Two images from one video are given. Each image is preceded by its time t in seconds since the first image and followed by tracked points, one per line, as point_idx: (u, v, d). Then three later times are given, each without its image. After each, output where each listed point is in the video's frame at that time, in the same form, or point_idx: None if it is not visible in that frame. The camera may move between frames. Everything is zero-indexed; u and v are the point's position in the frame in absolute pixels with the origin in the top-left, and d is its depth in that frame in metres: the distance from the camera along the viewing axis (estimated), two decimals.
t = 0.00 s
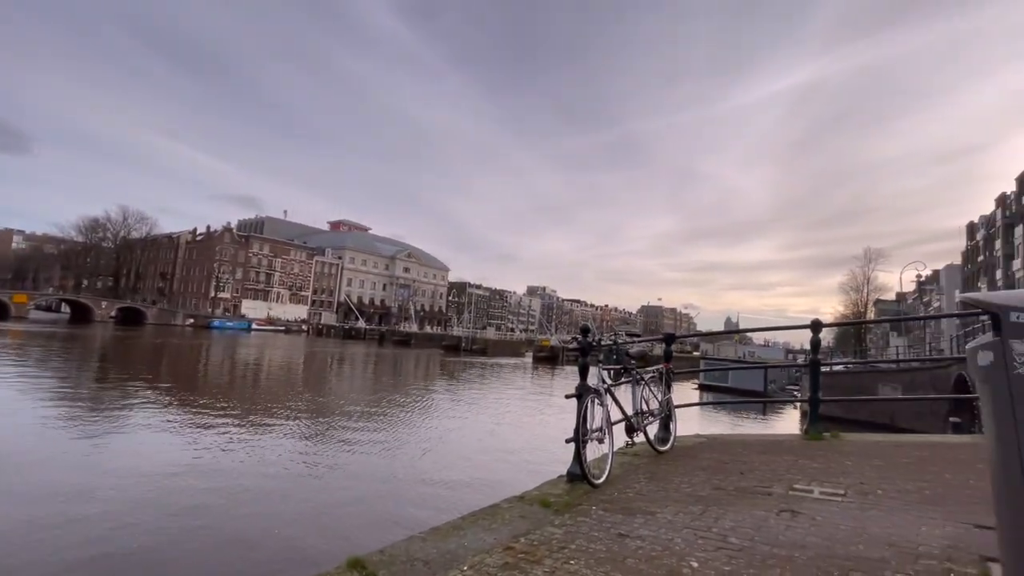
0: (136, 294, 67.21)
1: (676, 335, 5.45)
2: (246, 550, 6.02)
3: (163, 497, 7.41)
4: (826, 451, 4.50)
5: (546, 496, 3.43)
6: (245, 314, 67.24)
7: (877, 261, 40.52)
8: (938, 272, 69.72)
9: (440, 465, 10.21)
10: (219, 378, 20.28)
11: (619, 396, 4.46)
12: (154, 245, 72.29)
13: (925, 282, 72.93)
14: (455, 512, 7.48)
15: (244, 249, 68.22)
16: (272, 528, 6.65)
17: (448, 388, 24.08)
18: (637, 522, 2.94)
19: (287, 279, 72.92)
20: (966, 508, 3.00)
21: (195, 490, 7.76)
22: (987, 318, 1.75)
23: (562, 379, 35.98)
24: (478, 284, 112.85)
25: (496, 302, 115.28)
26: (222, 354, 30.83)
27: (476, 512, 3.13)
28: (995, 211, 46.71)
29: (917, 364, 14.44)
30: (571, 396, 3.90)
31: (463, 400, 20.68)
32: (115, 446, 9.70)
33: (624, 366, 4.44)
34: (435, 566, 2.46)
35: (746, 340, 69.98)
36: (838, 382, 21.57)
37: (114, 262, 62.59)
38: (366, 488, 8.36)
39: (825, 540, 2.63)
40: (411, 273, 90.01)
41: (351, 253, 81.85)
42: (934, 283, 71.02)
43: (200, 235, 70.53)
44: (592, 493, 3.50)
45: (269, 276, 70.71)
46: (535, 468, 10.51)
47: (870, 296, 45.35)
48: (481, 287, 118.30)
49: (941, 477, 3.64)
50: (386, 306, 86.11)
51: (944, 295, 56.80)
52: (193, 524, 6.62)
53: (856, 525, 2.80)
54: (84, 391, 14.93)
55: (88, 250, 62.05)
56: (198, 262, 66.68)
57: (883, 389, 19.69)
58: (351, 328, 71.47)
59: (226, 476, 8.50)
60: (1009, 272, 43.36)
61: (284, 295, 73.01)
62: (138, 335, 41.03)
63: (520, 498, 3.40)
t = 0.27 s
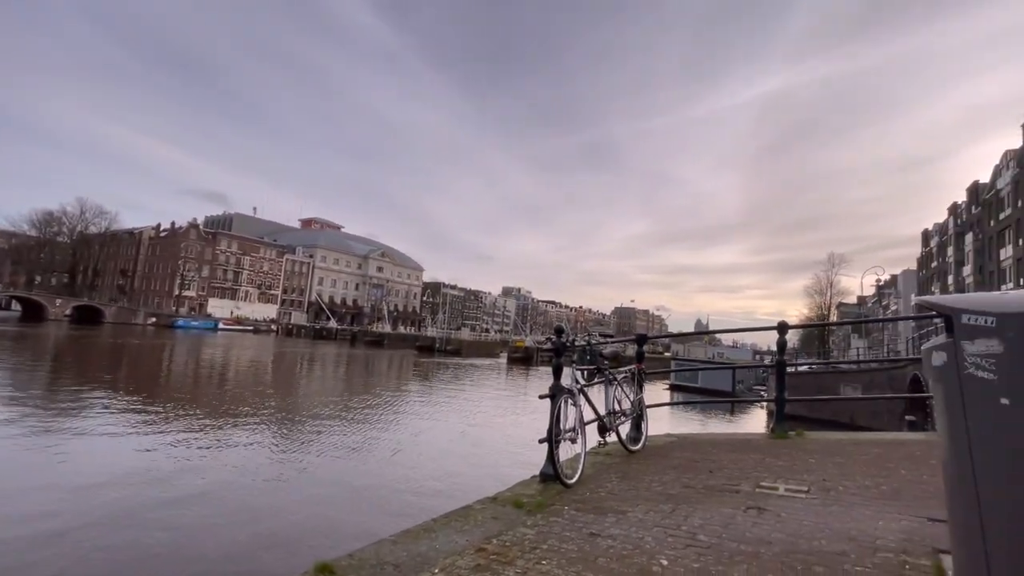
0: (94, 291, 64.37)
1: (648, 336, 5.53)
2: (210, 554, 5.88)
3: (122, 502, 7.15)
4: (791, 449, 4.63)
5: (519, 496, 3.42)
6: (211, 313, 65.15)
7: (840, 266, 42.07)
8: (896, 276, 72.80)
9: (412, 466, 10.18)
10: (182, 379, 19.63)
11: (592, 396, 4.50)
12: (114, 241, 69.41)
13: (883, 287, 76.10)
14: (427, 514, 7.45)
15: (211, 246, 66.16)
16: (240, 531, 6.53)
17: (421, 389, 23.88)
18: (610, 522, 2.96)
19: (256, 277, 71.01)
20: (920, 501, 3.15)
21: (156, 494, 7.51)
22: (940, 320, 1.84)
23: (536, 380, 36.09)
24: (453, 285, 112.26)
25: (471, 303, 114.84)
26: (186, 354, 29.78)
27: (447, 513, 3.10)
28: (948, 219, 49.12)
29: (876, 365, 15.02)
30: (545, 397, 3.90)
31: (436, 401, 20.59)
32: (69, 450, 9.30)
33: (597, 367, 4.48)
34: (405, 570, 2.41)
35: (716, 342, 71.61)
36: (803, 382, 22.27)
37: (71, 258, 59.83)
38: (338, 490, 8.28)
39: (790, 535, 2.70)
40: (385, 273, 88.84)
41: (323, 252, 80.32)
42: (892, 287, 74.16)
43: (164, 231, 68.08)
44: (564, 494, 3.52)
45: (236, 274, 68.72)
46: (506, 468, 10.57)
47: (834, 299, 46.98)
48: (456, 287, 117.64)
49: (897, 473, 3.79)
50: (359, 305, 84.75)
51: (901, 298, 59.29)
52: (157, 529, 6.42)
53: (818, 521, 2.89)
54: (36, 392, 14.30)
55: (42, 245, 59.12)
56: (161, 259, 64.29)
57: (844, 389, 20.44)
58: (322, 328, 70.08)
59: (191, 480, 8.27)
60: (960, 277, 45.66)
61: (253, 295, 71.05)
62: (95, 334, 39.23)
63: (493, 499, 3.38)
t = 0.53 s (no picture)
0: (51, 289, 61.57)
1: (624, 337, 5.58)
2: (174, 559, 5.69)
3: (79, 507, 6.87)
4: (761, 448, 4.75)
5: (495, 497, 3.41)
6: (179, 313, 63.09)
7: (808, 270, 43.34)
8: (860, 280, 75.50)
9: (386, 469, 10.05)
10: (145, 380, 18.92)
11: (569, 396, 4.52)
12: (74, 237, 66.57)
13: (848, 290, 78.81)
14: (401, 516, 7.36)
15: (179, 243, 64.10)
16: (205, 536, 6.34)
17: (396, 390, 23.58)
18: (585, 521, 2.98)
19: (226, 276, 69.07)
20: (881, 496, 3.26)
21: (116, 499, 7.22)
22: (901, 322, 1.91)
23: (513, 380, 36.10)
24: (430, 285, 111.39)
25: (448, 304, 114.19)
26: (151, 354, 28.73)
27: (423, 515, 3.07)
28: (909, 225, 51.19)
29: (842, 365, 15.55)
30: (522, 397, 3.91)
31: (412, 402, 20.42)
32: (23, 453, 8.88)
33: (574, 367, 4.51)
34: (378, 574, 2.37)
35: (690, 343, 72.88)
36: (772, 382, 22.87)
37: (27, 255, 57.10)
38: (309, 493, 8.12)
39: (760, 532, 2.77)
40: (360, 272, 87.60)
41: (296, 251, 78.73)
42: (856, 290, 76.86)
43: (128, 228, 65.66)
44: (540, 494, 3.52)
45: (205, 272, 66.71)
46: (481, 470, 10.54)
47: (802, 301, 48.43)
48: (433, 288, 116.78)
49: (860, 469, 3.93)
50: (333, 306, 83.35)
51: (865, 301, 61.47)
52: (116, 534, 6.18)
53: (787, 517, 2.97)
54: None
55: None
56: (125, 257, 61.94)
57: (811, 389, 21.10)
58: (295, 328, 68.66)
59: (154, 483, 7.99)
60: (919, 281, 47.64)
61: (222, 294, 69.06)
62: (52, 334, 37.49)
63: (469, 500, 3.36)
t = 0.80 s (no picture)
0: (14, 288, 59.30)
1: (604, 338, 5.62)
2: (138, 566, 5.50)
3: (38, 512, 6.60)
4: (736, 447, 4.85)
5: (473, 499, 3.39)
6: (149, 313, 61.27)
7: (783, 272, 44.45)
8: (832, 282, 77.64)
9: (363, 472, 9.90)
10: (112, 382, 18.32)
11: (548, 397, 4.54)
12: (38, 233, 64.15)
13: (821, 292, 80.89)
14: (379, 521, 7.24)
15: (149, 241, 62.21)
16: (173, 542, 6.14)
17: (375, 392, 23.34)
18: (563, 521, 2.99)
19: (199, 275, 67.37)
20: (850, 493, 3.36)
21: (78, 505, 6.96)
22: (868, 324, 1.96)
23: (494, 381, 36.02)
24: (410, 285, 110.42)
25: (428, 304, 113.45)
26: (119, 356, 27.84)
27: (400, 518, 3.04)
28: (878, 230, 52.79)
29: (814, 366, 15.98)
30: (502, 397, 3.91)
31: (391, 404, 20.20)
32: None
33: (553, 368, 4.54)
34: None
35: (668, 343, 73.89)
36: (747, 382, 23.32)
37: None
38: (283, 498, 7.95)
39: (734, 529, 2.82)
40: (339, 272, 86.41)
41: (272, 250, 77.21)
42: (828, 292, 78.90)
43: (96, 224, 63.48)
44: (520, 494, 3.53)
45: (177, 271, 64.89)
46: (460, 473, 10.46)
47: (776, 303, 49.58)
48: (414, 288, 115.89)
49: (831, 467, 4.04)
50: (310, 306, 81.99)
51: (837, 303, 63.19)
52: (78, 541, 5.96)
53: (759, 514, 3.04)
54: None
55: None
56: (92, 254, 59.85)
57: (784, 389, 21.61)
58: (271, 328, 67.35)
59: (120, 488, 7.72)
60: (887, 284, 49.17)
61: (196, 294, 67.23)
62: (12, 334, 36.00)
63: (448, 502, 3.34)
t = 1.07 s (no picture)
0: None
1: (589, 338, 5.65)
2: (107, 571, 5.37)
3: (10, 517, 6.44)
4: (718, 446, 4.92)
5: (458, 501, 3.37)
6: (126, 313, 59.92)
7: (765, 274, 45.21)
8: (812, 284, 79.21)
9: (343, 475, 9.77)
10: (87, 384, 17.87)
11: (534, 398, 4.55)
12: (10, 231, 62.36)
13: (801, 293, 82.39)
14: (362, 523, 7.19)
15: (127, 240, 60.80)
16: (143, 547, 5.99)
17: (359, 393, 23.16)
18: (547, 522, 3.00)
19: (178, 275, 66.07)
20: (828, 490, 3.43)
21: (46, 510, 6.76)
22: (846, 325, 2.00)
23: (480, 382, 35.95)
24: (395, 285, 109.63)
25: (413, 304, 112.80)
26: (95, 357, 27.20)
27: (384, 520, 3.01)
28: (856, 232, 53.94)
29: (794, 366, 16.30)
30: (487, 399, 3.90)
31: (376, 405, 20.05)
32: None
33: (539, 369, 4.54)
34: None
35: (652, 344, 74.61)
36: (730, 383, 23.62)
37: None
38: (260, 502, 7.82)
39: (715, 528, 2.86)
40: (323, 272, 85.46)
41: (255, 249, 76.05)
42: (808, 294, 80.39)
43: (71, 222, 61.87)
44: (504, 495, 3.53)
45: (156, 270, 63.52)
46: (443, 475, 10.39)
47: (758, 304, 50.39)
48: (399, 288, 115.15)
49: (810, 465, 4.12)
50: (293, 306, 80.95)
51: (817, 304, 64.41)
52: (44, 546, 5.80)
53: (740, 513, 3.08)
54: None
55: None
56: (67, 253, 58.29)
57: (766, 388, 21.99)
58: (253, 329, 66.34)
59: (91, 493, 7.53)
60: (865, 285, 50.26)
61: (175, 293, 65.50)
62: None
63: (432, 503, 3.33)
